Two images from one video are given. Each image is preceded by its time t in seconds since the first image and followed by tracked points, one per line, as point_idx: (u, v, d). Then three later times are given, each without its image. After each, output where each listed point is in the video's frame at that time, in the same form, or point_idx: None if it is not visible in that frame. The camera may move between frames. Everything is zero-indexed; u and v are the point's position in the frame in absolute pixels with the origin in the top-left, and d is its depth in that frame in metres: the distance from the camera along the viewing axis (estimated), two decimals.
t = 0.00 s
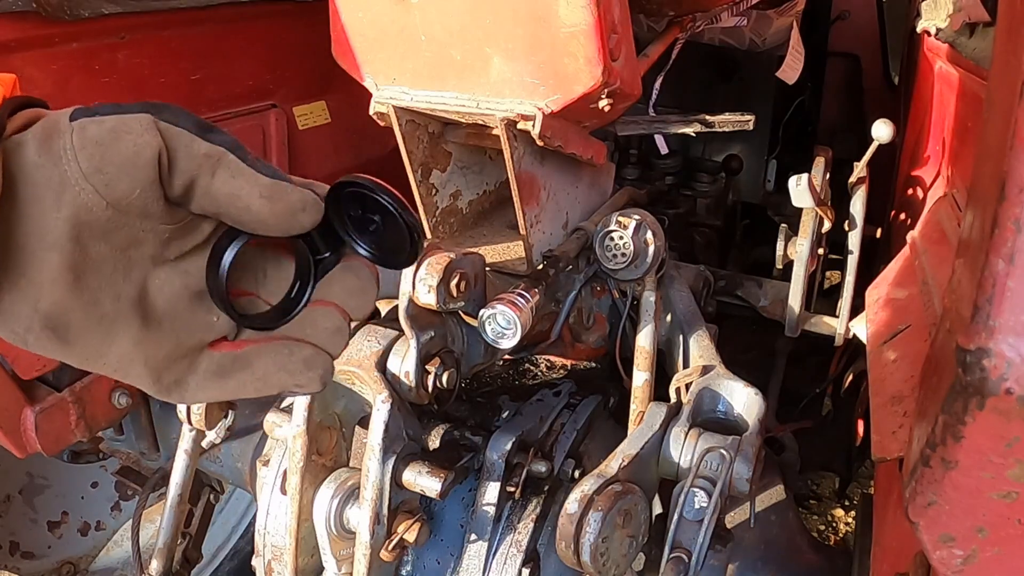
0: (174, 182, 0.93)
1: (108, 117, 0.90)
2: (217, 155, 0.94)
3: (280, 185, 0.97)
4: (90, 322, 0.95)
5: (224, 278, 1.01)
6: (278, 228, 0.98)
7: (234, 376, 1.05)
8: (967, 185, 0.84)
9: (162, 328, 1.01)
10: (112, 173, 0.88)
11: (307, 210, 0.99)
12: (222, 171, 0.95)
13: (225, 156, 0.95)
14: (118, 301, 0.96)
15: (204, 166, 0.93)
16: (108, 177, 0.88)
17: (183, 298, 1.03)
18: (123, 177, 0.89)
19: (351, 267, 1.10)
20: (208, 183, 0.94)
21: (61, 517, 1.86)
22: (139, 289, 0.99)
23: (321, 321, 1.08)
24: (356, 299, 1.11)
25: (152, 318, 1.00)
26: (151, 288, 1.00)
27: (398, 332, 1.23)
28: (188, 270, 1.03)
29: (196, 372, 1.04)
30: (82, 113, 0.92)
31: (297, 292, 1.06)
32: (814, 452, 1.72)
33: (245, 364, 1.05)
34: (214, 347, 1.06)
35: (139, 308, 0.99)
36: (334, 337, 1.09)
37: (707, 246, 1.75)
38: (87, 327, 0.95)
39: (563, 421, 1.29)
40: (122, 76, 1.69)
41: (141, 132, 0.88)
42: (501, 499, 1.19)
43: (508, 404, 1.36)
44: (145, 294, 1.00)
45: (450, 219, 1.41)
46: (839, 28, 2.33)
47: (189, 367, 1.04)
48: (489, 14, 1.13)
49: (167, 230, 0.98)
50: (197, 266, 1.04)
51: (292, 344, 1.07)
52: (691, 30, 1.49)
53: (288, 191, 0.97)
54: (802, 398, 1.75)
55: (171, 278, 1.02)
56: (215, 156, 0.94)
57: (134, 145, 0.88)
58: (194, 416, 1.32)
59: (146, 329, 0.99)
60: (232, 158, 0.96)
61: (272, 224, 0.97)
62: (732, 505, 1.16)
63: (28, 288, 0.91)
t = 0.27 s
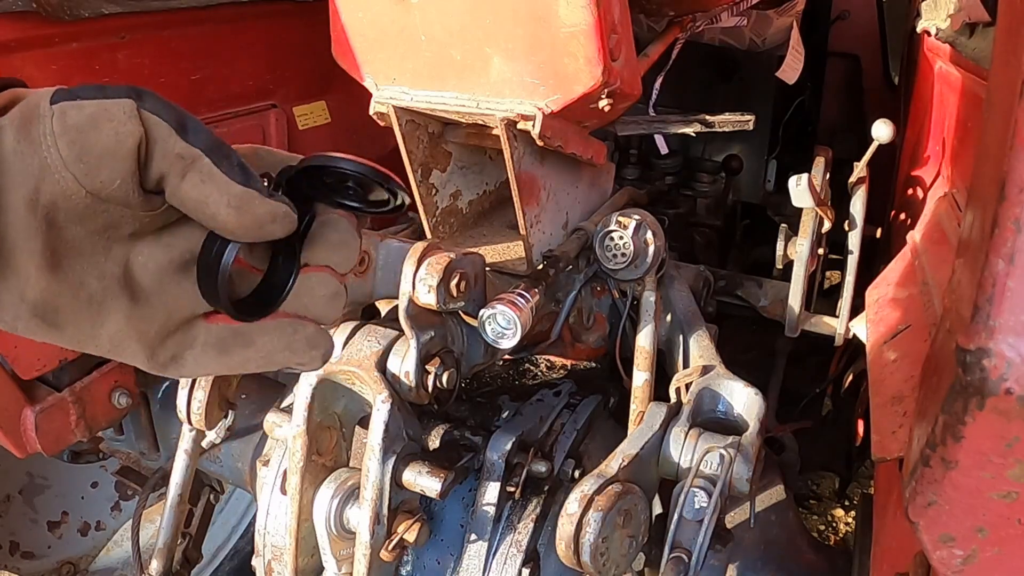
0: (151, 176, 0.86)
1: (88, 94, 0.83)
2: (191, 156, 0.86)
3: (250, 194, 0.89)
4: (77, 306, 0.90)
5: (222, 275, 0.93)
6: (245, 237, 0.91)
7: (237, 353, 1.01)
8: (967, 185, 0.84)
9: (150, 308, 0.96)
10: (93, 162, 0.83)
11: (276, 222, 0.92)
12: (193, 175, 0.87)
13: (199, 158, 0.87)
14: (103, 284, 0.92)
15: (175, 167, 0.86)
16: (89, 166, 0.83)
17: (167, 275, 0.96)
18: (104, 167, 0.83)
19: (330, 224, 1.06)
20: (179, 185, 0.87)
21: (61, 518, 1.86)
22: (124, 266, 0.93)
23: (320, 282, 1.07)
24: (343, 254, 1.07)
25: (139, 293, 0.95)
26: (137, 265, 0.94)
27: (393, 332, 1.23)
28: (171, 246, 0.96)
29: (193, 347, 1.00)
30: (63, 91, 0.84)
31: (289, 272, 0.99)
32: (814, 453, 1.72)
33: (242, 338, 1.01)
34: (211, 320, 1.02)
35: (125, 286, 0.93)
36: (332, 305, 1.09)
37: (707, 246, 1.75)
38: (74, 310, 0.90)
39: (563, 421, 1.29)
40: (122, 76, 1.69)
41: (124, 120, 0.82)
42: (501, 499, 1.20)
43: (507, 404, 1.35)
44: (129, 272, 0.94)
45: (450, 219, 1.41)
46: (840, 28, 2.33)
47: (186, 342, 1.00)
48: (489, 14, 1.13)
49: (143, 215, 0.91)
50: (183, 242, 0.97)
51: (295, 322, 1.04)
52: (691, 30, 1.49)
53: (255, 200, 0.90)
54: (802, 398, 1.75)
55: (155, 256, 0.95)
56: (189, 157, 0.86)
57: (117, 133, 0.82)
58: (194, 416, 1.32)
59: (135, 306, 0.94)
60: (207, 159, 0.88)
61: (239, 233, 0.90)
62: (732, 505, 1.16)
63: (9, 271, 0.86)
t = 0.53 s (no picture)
0: (140, 179, 0.76)
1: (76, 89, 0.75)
2: (181, 160, 0.76)
3: (239, 188, 0.78)
4: (71, 308, 0.79)
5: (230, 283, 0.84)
6: (242, 237, 0.80)
7: (247, 364, 0.90)
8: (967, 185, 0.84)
9: (151, 310, 0.84)
10: (86, 160, 0.73)
11: (270, 213, 0.80)
12: (182, 178, 0.76)
13: (189, 161, 0.77)
14: (99, 284, 0.81)
15: (163, 171, 0.76)
16: (81, 164, 0.73)
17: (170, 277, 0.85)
18: (97, 165, 0.73)
19: (325, 207, 0.93)
20: (168, 192, 0.76)
21: (61, 517, 1.86)
22: (122, 262, 0.82)
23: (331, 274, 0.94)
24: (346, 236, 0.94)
25: (138, 294, 0.84)
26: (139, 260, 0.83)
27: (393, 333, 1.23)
28: (170, 245, 0.85)
29: (202, 351, 0.87)
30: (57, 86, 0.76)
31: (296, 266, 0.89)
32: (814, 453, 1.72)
33: (252, 345, 0.89)
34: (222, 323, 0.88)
35: (123, 285, 0.82)
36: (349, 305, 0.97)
37: (707, 246, 1.75)
38: (68, 313, 0.79)
39: (563, 421, 1.29)
40: (122, 76, 1.69)
41: (118, 118, 0.73)
42: (501, 499, 1.20)
43: (508, 404, 1.35)
44: (127, 271, 0.83)
45: (450, 219, 1.41)
46: (840, 28, 2.33)
47: (197, 343, 0.87)
48: (489, 15, 1.13)
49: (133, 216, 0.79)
50: (180, 241, 0.85)
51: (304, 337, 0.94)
52: (691, 30, 1.49)
53: (247, 194, 0.78)
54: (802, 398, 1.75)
55: (153, 256, 0.84)
56: (178, 161, 0.76)
57: (109, 131, 0.72)
58: (194, 416, 1.32)
59: (134, 307, 0.83)
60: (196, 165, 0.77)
61: (235, 233, 0.79)
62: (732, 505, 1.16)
63: None
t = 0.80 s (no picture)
0: (134, 187, 0.77)
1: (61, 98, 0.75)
2: (175, 165, 0.78)
3: (236, 180, 0.81)
4: (63, 317, 0.79)
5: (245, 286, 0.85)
6: (247, 229, 0.82)
7: (255, 363, 0.91)
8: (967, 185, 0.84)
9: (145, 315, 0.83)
10: (75, 168, 0.73)
11: (272, 197, 0.83)
12: (179, 181, 0.78)
13: (182, 165, 0.79)
14: (90, 292, 0.80)
15: (158, 177, 0.77)
16: (72, 172, 0.73)
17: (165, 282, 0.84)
18: (87, 174, 0.73)
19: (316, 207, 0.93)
20: (167, 197, 0.78)
21: (61, 517, 1.86)
22: (115, 267, 0.81)
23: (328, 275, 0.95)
24: (337, 235, 0.93)
25: (132, 299, 0.83)
26: (130, 266, 0.83)
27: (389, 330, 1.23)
28: (162, 252, 0.84)
29: (205, 352, 0.88)
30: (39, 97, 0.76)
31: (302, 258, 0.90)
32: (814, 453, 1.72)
33: (259, 345, 0.91)
34: (226, 323, 0.89)
35: (117, 290, 0.82)
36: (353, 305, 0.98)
37: (707, 246, 1.75)
38: (59, 323, 0.79)
39: (563, 421, 1.29)
40: (122, 76, 1.69)
41: (107, 125, 0.74)
42: (501, 499, 1.19)
43: (507, 404, 1.35)
44: (122, 276, 0.82)
45: (450, 219, 1.41)
46: (840, 28, 2.33)
47: (197, 346, 0.87)
48: (489, 15, 1.13)
49: (127, 222, 0.80)
50: (174, 246, 0.85)
51: (315, 333, 0.96)
52: (691, 30, 1.49)
53: (243, 184, 0.81)
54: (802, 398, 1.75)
55: (146, 262, 0.83)
56: (173, 164, 0.78)
57: (99, 139, 0.73)
58: (194, 416, 1.33)
59: (127, 314, 0.82)
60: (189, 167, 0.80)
61: (240, 226, 0.81)
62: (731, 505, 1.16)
63: None
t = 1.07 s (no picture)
0: (125, 178, 0.79)
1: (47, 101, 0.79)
2: (166, 149, 0.81)
3: (228, 156, 0.83)
4: (50, 318, 0.81)
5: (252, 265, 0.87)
6: (246, 202, 0.84)
7: (253, 360, 0.90)
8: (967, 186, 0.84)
9: (133, 317, 0.86)
10: (62, 162, 0.75)
11: (268, 166, 0.84)
12: (172, 165, 0.81)
13: (173, 150, 0.82)
14: (78, 292, 0.83)
15: (151, 161, 0.80)
16: (59, 167, 0.75)
17: (156, 285, 0.87)
18: (75, 167, 0.76)
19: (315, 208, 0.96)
20: (160, 182, 0.80)
21: (61, 517, 1.86)
22: (105, 268, 0.84)
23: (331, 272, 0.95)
24: (338, 235, 0.95)
25: (118, 303, 0.85)
26: (120, 270, 0.86)
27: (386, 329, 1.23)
28: (153, 256, 0.88)
29: (199, 350, 0.88)
30: (26, 103, 0.79)
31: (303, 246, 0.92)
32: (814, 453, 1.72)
33: (255, 339, 0.90)
34: (222, 318, 0.90)
35: (105, 290, 0.84)
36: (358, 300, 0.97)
37: (707, 246, 1.75)
38: (46, 324, 0.81)
39: (563, 421, 1.29)
40: (122, 76, 1.69)
41: (93, 117, 0.76)
42: (501, 499, 1.20)
43: (507, 404, 1.35)
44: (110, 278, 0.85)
45: (450, 219, 1.41)
46: (840, 28, 2.33)
47: (189, 343, 0.88)
48: (489, 15, 1.13)
49: (117, 223, 0.83)
50: (165, 252, 0.89)
51: (321, 329, 0.94)
52: (691, 30, 1.49)
53: (235, 160, 0.83)
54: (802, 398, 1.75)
55: (137, 267, 0.87)
56: (164, 149, 0.81)
57: (83, 130, 0.75)
58: (194, 416, 1.33)
59: (113, 315, 0.84)
60: (181, 151, 0.83)
61: (238, 200, 0.83)
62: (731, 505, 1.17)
63: None
